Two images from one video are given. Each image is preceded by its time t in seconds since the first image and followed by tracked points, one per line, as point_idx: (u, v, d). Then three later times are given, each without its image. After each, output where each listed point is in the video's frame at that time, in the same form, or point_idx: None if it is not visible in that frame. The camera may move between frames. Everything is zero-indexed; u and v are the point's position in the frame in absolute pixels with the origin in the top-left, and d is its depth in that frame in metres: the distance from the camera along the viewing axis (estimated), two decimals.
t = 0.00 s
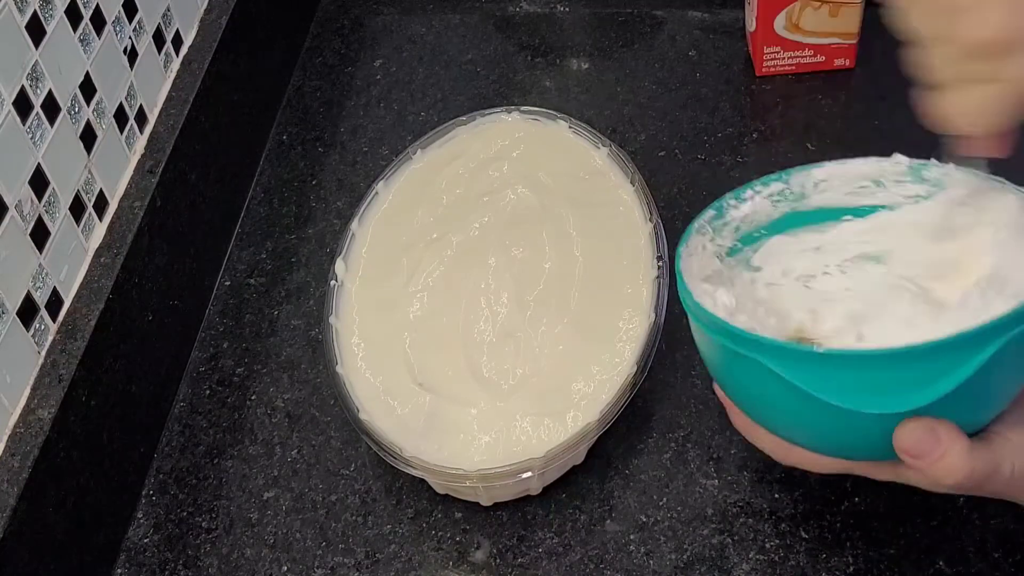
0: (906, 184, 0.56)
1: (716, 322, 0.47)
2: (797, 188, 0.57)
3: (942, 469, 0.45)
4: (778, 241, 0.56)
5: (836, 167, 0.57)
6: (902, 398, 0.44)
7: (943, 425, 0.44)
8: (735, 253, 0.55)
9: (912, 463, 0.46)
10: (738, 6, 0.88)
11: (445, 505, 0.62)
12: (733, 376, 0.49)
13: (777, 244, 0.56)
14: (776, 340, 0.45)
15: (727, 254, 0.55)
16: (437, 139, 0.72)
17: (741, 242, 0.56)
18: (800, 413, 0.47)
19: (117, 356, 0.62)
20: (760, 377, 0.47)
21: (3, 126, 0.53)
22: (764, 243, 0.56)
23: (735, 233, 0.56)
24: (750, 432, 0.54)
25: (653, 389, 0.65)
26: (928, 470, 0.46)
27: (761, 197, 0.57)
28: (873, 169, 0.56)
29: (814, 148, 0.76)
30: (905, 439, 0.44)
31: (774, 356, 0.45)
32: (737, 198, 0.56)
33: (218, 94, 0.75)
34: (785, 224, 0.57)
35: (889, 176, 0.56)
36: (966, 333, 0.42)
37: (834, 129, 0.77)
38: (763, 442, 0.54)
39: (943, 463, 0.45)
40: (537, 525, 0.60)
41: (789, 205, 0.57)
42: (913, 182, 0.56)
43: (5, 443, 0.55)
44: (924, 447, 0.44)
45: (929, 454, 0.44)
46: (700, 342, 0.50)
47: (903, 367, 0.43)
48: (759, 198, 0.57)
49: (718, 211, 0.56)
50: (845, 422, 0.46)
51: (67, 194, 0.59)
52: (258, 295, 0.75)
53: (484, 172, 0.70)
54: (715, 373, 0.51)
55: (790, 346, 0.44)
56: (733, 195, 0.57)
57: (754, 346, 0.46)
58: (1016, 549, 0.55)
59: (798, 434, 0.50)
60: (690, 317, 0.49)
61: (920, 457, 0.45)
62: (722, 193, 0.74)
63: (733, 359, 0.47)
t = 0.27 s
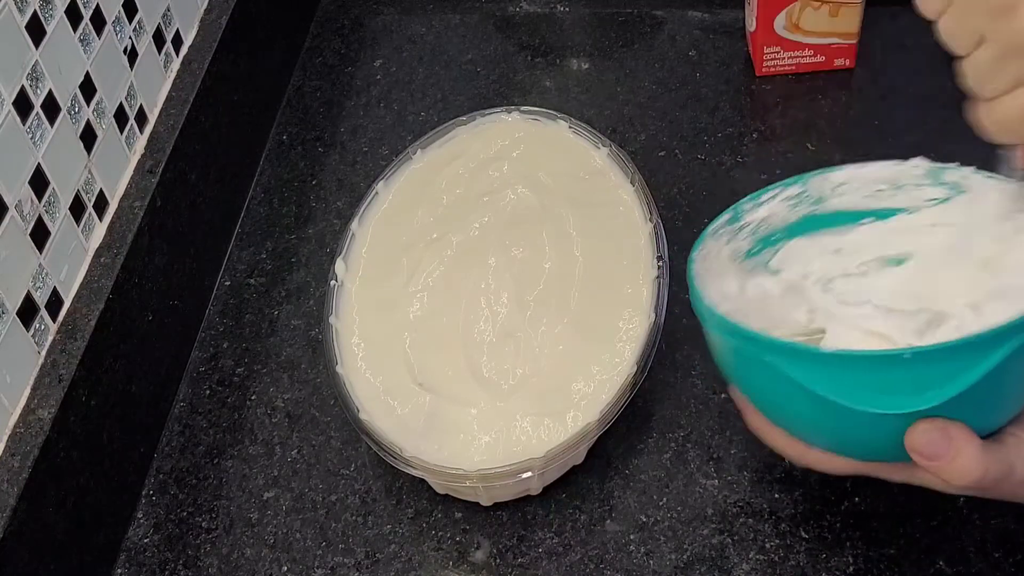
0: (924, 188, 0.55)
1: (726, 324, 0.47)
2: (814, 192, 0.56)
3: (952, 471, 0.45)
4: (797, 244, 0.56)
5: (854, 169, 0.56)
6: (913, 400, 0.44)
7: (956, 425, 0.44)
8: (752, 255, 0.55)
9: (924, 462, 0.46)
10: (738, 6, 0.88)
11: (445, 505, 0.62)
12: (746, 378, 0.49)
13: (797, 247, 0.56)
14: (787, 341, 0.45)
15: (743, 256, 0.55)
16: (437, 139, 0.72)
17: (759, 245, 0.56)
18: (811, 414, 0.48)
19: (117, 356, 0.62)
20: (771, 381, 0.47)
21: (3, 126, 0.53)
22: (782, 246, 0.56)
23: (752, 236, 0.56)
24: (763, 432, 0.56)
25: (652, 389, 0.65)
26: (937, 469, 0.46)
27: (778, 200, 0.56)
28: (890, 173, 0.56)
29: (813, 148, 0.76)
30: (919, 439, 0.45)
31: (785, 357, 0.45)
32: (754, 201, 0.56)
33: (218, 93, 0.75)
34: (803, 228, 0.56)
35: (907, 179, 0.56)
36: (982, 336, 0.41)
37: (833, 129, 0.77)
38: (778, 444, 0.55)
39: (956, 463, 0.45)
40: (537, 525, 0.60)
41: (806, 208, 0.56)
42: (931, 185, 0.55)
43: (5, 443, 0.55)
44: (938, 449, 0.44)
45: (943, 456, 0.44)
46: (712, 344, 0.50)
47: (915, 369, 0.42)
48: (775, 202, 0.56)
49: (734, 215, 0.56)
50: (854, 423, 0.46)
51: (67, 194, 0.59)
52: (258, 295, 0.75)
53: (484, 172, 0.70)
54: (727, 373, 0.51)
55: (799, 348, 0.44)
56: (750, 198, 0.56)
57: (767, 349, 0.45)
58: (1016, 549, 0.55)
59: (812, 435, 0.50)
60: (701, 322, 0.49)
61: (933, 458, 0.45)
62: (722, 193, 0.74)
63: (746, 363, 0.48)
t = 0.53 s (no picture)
0: (923, 193, 0.54)
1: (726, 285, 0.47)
2: (815, 192, 0.55)
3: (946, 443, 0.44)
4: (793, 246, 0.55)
5: (857, 172, 0.55)
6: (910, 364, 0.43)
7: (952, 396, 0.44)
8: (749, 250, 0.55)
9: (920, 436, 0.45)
10: (738, 6, 0.88)
11: (445, 505, 0.62)
12: (746, 349, 0.49)
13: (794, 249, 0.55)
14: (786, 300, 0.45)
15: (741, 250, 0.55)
16: (437, 139, 0.72)
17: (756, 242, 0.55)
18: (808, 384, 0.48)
19: (117, 356, 0.62)
20: (770, 346, 0.47)
21: (3, 126, 0.53)
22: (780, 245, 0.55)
23: (752, 233, 0.55)
24: (765, 420, 0.57)
25: (652, 389, 0.65)
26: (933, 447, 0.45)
27: (779, 197, 0.55)
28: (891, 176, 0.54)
29: (814, 148, 0.76)
30: (912, 408, 0.44)
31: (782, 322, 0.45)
32: (757, 196, 0.55)
33: (218, 93, 0.75)
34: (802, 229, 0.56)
35: (907, 184, 0.54)
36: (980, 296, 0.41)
37: (834, 129, 0.77)
38: (778, 429, 0.56)
39: (949, 436, 0.44)
40: (537, 525, 0.60)
41: (806, 208, 0.55)
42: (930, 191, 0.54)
43: (5, 443, 0.55)
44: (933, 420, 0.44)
45: (938, 427, 0.44)
46: (712, 312, 0.50)
47: (911, 330, 0.42)
48: (777, 198, 0.55)
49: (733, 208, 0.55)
50: (850, 391, 0.46)
51: (67, 194, 0.59)
52: (258, 295, 0.75)
53: (484, 172, 0.70)
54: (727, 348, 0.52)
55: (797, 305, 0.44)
56: (752, 193, 0.56)
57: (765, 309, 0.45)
58: (1016, 549, 0.55)
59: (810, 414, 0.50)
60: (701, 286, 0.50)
61: (930, 430, 0.44)
62: (722, 193, 0.74)
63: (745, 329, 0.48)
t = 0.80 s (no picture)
0: (920, 203, 0.54)
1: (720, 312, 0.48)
2: (813, 207, 0.56)
3: (948, 467, 0.44)
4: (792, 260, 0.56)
5: (854, 185, 0.55)
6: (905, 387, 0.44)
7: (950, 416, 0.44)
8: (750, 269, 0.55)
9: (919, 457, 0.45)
10: (738, 7, 0.88)
11: (445, 505, 0.62)
12: (744, 376, 0.50)
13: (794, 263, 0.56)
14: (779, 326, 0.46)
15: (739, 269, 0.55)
16: (437, 139, 0.72)
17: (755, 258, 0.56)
18: (805, 410, 0.48)
19: (116, 356, 0.62)
20: (766, 373, 0.47)
21: (3, 126, 0.53)
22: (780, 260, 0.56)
23: (750, 250, 0.56)
24: (765, 439, 0.56)
25: (652, 389, 0.65)
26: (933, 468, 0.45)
27: (776, 214, 0.56)
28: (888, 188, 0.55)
29: (814, 148, 0.76)
30: (911, 431, 0.44)
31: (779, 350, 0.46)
32: (752, 213, 0.56)
33: (218, 93, 0.75)
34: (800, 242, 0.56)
35: (904, 195, 0.55)
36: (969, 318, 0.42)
37: (834, 129, 0.77)
38: (779, 450, 0.55)
39: (948, 458, 0.43)
40: (537, 525, 0.60)
41: (804, 224, 0.56)
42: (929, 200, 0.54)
43: (5, 443, 0.55)
44: (932, 441, 0.43)
45: (937, 449, 0.43)
46: (709, 340, 0.51)
47: (904, 352, 0.43)
48: (773, 215, 0.56)
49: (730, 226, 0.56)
50: (847, 414, 0.46)
51: (67, 194, 0.59)
52: (257, 295, 0.75)
53: (484, 172, 0.70)
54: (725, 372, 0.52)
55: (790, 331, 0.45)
56: (748, 210, 0.56)
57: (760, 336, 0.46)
58: (1016, 549, 0.55)
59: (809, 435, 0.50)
60: (698, 315, 0.50)
61: (929, 452, 0.44)
62: (722, 193, 0.74)
63: (741, 355, 0.48)
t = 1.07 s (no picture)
0: (949, 175, 0.54)
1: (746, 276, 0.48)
2: (842, 175, 0.56)
3: (971, 442, 0.44)
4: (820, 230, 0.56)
5: (884, 155, 0.55)
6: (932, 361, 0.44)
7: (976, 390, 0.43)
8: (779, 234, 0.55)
9: (943, 431, 0.45)
10: (738, 6, 0.88)
11: (445, 505, 0.62)
12: (768, 342, 0.50)
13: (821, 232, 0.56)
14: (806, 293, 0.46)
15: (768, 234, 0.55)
16: (437, 139, 0.72)
17: (783, 226, 0.56)
18: (829, 378, 0.48)
19: (116, 356, 0.62)
20: (794, 339, 0.48)
21: (3, 126, 0.53)
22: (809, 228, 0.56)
23: (776, 216, 0.56)
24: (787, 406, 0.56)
25: (652, 389, 0.65)
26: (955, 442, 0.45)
27: (804, 180, 0.56)
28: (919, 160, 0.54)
29: (814, 149, 0.76)
30: (935, 404, 0.44)
31: (811, 316, 0.46)
32: (781, 179, 0.56)
33: (218, 93, 0.75)
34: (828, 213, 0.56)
35: (934, 167, 0.54)
36: (1002, 296, 0.41)
37: (833, 129, 0.77)
38: (802, 416, 0.56)
39: (971, 433, 0.43)
40: (537, 525, 0.60)
41: (832, 191, 0.56)
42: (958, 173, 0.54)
43: (5, 443, 0.55)
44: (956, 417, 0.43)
45: (961, 423, 0.43)
46: (737, 304, 0.51)
47: (933, 327, 0.43)
48: (802, 181, 0.56)
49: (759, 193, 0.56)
50: (870, 384, 0.47)
51: (67, 194, 0.59)
52: (257, 295, 0.75)
53: (484, 172, 0.70)
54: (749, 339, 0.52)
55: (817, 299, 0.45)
56: (776, 176, 0.56)
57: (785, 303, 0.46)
58: (1016, 549, 0.55)
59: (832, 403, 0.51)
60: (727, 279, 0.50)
61: (953, 426, 0.44)
62: (722, 193, 0.74)
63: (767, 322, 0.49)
